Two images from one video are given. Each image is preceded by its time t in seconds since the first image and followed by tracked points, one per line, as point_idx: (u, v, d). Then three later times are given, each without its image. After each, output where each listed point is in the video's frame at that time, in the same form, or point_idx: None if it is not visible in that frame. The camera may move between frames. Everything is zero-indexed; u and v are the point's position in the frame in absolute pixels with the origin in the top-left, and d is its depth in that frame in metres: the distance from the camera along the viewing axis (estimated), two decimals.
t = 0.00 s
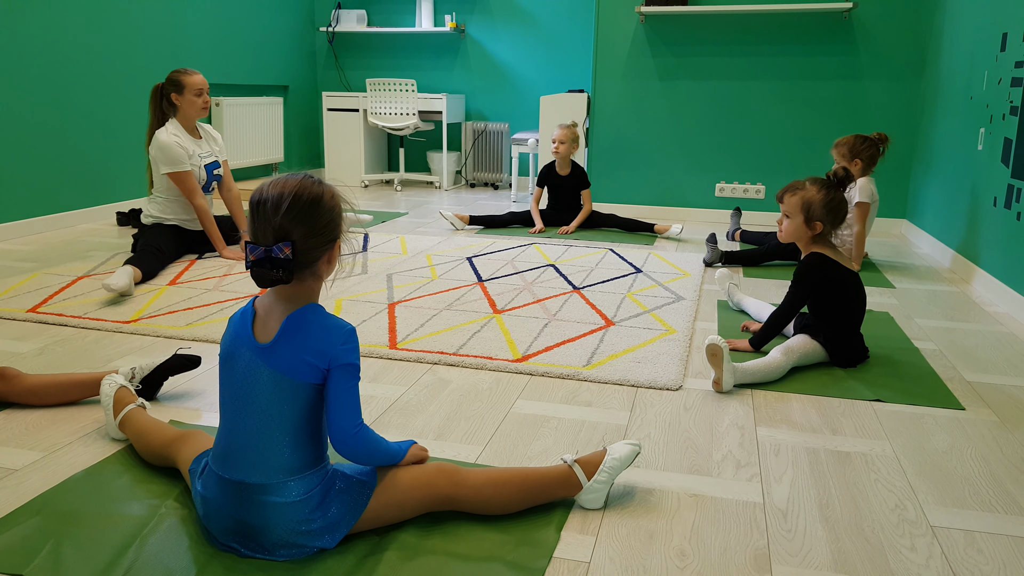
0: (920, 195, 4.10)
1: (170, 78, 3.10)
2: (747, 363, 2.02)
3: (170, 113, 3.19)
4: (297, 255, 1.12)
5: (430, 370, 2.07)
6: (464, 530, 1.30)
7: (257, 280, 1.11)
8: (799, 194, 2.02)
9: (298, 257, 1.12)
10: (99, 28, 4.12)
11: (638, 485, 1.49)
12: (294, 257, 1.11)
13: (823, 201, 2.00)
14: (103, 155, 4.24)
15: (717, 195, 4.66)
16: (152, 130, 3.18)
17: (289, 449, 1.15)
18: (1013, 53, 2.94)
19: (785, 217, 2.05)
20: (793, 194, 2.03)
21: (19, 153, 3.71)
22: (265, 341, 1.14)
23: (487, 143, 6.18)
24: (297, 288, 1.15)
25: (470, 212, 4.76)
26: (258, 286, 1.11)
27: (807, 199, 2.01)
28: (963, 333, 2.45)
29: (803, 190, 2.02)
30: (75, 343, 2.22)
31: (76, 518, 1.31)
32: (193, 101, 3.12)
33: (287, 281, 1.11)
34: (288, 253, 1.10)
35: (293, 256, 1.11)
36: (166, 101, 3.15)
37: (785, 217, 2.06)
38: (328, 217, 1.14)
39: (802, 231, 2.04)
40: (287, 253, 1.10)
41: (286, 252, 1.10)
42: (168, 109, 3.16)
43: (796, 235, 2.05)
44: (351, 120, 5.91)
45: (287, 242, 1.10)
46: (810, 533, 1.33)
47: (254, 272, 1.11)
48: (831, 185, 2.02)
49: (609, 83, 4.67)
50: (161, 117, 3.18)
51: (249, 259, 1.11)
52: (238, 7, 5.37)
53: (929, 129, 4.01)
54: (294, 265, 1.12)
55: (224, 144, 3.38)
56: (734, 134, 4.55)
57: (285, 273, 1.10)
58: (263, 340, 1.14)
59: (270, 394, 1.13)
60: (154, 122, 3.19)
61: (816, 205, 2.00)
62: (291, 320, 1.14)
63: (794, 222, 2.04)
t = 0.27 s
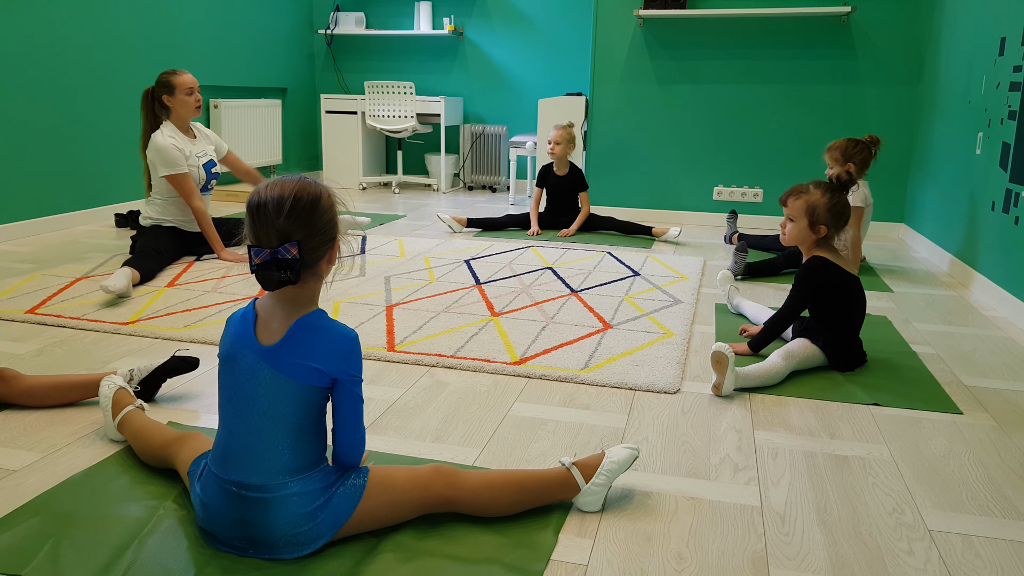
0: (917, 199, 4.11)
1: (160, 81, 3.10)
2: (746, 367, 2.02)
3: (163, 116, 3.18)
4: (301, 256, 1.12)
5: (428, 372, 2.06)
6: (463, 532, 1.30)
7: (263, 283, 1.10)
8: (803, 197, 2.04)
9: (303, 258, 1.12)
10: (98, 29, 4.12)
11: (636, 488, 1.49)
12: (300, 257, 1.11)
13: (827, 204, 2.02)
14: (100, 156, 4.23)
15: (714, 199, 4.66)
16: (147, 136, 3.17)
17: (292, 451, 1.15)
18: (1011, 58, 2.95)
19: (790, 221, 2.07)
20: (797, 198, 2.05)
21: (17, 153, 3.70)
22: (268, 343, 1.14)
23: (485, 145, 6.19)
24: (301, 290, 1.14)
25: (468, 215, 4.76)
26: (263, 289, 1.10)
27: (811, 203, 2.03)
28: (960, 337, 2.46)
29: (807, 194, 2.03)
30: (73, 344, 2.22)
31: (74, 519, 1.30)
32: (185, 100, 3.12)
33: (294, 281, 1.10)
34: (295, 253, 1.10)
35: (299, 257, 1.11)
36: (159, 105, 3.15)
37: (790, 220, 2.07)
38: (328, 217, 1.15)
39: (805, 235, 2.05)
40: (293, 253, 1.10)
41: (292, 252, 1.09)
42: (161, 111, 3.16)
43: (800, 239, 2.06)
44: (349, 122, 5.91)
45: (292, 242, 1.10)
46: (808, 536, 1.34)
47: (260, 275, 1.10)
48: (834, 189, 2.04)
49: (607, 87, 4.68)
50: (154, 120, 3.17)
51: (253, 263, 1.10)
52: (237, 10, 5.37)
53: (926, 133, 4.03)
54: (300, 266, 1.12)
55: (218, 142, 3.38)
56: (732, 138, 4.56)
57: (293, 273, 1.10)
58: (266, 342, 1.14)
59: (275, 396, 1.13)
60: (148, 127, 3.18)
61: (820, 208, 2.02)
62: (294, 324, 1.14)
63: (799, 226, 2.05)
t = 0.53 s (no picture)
0: (918, 202, 4.11)
1: (154, 83, 3.12)
2: (747, 368, 2.02)
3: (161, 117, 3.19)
4: (305, 257, 1.12)
5: (429, 373, 2.06)
6: (463, 533, 1.30)
7: (265, 283, 1.11)
8: (811, 200, 2.03)
9: (306, 259, 1.12)
10: (100, 30, 4.12)
11: (637, 490, 1.49)
12: (303, 258, 1.11)
13: (835, 207, 2.02)
14: (101, 155, 4.23)
15: (715, 201, 4.66)
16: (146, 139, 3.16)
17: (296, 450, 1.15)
18: (1012, 61, 2.96)
19: (797, 224, 2.07)
20: (805, 201, 2.04)
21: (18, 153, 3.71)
22: (271, 343, 1.14)
23: (486, 147, 6.19)
24: (304, 291, 1.14)
25: (469, 216, 4.77)
26: (265, 289, 1.10)
27: (819, 206, 2.02)
28: (962, 340, 2.46)
29: (815, 197, 2.03)
30: (74, 344, 2.22)
31: (76, 518, 1.30)
32: (182, 98, 3.14)
33: (296, 282, 1.10)
34: (298, 255, 1.10)
35: (302, 258, 1.11)
36: (156, 108, 3.16)
37: (797, 223, 2.07)
38: (332, 219, 1.15)
39: (812, 238, 2.05)
40: (296, 255, 1.10)
41: (295, 254, 1.09)
42: (158, 113, 3.17)
43: (806, 242, 2.07)
44: (351, 123, 5.92)
45: (295, 243, 1.10)
46: (809, 538, 1.33)
47: (262, 276, 1.10)
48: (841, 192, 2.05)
49: (608, 89, 4.68)
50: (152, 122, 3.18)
51: (256, 263, 1.10)
52: (239, 10, 5.38)
53: (928, 136, 4.03)
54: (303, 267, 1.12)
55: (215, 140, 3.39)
56: (733, 140, 4.56)
57: (296, 275, 1.10)
58: (269, 342, 1.14)
59: (278, 395, 1.13)
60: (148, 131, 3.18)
61: (828, 212, 2.02)
62: (296, 325, 1.14)
63: (806, 229, 2.05)
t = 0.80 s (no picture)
0: (915, 205, 4.13)
1: (150, 82, 3.12)
2: (744, 370, 2.03)
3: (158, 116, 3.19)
4: (300, 258, 1.12)
5: (426, 374, 2.07)
6: (460, 534, 1.31)
7: (260, 284, 1.11)
8: (813, 205, 2.03)
9: (301, 260, 1.12)
10: (99, 29, 4.13)
11: (633, 491, 1.50)
12: (299, 260, 1.11)
13: (836, 211, 2.03)
14: (99, 154, 4.23)
15: (713, 203, 4.67)
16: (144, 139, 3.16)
17: (291, 451, 1.15)
18: (1009, 66, 2.97)
19: (797, 228, 2.06)
20: (806, 206, 2.04)
21: (16, 152, 3.71)
22: (265, 344, 1.14)
23: (485, 148, 6.20)
24: (299, 292, 1.15)
25: (467, 217, 4.77)
26: (260, 290, 1.10)
27: (820, 211, 2.03)
28: (958, 344, 2.46)
29: (816, 202, 2.03)
30: (71, 343, 2.22)
31: (72, 518, 1.31)
32: (179, 96, 3.13)
33: (291, 283, 1.11)
34: (294, 256, 1.10)
35: (297, 259, 1.11)
36: (153, 107, 3.16)
37: (796, 228, 2.07)
38: (327, 220, 1.15)
39: (812, 242, 2.06)
40: (292, 256, 1.10)
41: (291, 255, 1.10)
42: (155, 113, 3.17)
43: (806, 246, 2.07)
44: (350, 123, 5.92)
45: (291, 244, 1.10)
46: (804, 540, 1.34)
47: (257, 276, 1.10)
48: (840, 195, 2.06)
49: (607, 91, 4.69)
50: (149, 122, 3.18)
51: (251, 264, 1.10)
52: (238, 10, 5.38)
53: (925, 139, 4.04)
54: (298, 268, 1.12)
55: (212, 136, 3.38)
56: (731, 142, 4.57)
57: (291, 276, 1.10)
58: (264, 343, 1.15)
59: (272, 397, 1.13)
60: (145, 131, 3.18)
61: (829, 216, 2.02)
62: (292, 328, 1.14)
63: (807, 234, 2.05)
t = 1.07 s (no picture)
0: (911, 209, 4.14)
1: (146, 82, 3.11)
2: (739, 373, 2.03)
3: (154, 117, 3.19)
4: (286, 257, 1.12)
5: (422, 376, 2.07)
6: (454, 537, 1.31)
7: (246, 284, 1.10)
8: (807, 209, 2.04)
9: (287, 259, 1.12)
10: (95, 27, 4.11)
11: (628, 494, 1.50)
12: (285, 259, 1.11)
13: (830, 216, 2.03)
14: (95, 154, 4.22)
15: (709, 206, 4.68)
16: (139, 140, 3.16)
17: (280, 451, 1.14)
18: (1005, 70, 2.98)
19: (791, 232, 2.07)
20: (800, 209, 2.05)
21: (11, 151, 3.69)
22: (250, 346, 1.14)
23: (481, 150, 6.21)
24: (284, 292, 1.15)
25: (463, 219, 4.77)
26: (246, 291, 1.10)
27: (814, 215, 2.03)
28: (952, 348, 2.47)
29: (810, 205, 2.04)
30: (66, 344, 2.21)
31: (65, 519, 1.30)
32: (174, 96, 3.12)
33: (278, 283, 1.11)
34: (280, 255, 1.10)
35: (284, 258, 1.11)
36: (148, 107, 3.15)
37: (791, 231, 2.07)
38: (310, 219, 1.15)
39: (807, 246, 2.06)
40: (278, 255, 1.10)
41: (277, 254, 1.10)
42: (151, 113, 3.16)
43: (800, 250, 2.07)
44: (346, 124, 5.92)
45: (276, 244, 1.10)
46: (799, 543, 1.34)
47: (242, 277, 1.10)
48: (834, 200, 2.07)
49: (604, 93, 4.70)
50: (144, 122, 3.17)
51: (236, 264, 1.10)
52: (235, 10, 5.37)
53: (921, 143, 4.05)
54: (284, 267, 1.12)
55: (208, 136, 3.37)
56: (727, 145, 4.58)
57: (277, 276, 1.10)
58: (249, 345, 1.14)
59: (259, 397, 1.13)
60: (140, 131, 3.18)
61: (823, 220, 2.03)
62: (279, 326, 1.14)
63: (801, 237, 2.05)
